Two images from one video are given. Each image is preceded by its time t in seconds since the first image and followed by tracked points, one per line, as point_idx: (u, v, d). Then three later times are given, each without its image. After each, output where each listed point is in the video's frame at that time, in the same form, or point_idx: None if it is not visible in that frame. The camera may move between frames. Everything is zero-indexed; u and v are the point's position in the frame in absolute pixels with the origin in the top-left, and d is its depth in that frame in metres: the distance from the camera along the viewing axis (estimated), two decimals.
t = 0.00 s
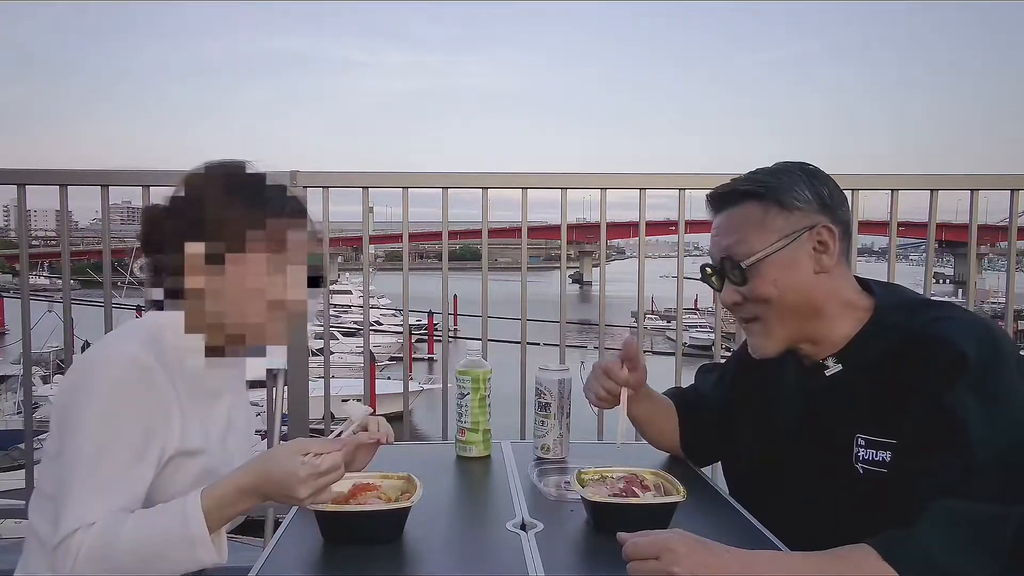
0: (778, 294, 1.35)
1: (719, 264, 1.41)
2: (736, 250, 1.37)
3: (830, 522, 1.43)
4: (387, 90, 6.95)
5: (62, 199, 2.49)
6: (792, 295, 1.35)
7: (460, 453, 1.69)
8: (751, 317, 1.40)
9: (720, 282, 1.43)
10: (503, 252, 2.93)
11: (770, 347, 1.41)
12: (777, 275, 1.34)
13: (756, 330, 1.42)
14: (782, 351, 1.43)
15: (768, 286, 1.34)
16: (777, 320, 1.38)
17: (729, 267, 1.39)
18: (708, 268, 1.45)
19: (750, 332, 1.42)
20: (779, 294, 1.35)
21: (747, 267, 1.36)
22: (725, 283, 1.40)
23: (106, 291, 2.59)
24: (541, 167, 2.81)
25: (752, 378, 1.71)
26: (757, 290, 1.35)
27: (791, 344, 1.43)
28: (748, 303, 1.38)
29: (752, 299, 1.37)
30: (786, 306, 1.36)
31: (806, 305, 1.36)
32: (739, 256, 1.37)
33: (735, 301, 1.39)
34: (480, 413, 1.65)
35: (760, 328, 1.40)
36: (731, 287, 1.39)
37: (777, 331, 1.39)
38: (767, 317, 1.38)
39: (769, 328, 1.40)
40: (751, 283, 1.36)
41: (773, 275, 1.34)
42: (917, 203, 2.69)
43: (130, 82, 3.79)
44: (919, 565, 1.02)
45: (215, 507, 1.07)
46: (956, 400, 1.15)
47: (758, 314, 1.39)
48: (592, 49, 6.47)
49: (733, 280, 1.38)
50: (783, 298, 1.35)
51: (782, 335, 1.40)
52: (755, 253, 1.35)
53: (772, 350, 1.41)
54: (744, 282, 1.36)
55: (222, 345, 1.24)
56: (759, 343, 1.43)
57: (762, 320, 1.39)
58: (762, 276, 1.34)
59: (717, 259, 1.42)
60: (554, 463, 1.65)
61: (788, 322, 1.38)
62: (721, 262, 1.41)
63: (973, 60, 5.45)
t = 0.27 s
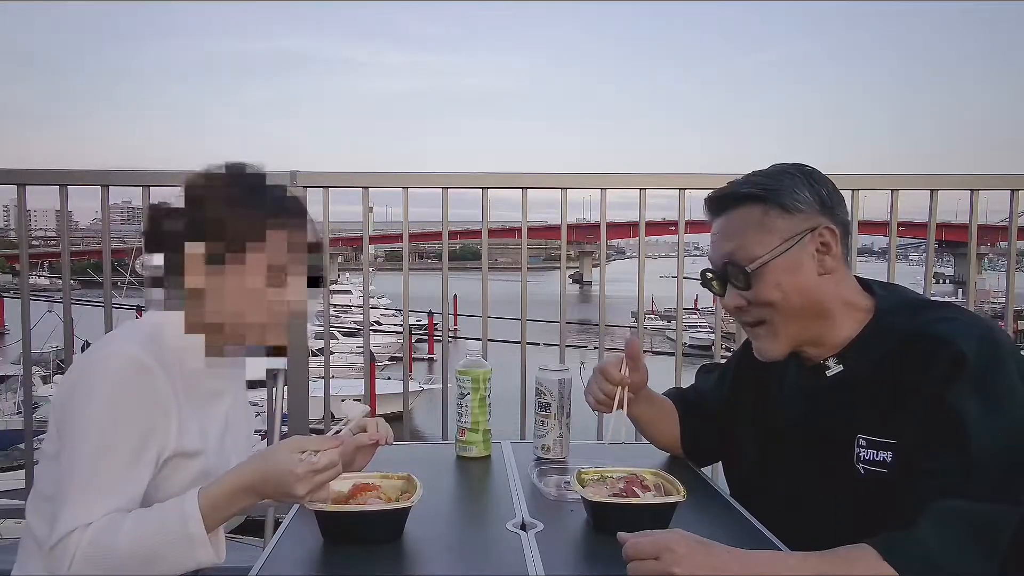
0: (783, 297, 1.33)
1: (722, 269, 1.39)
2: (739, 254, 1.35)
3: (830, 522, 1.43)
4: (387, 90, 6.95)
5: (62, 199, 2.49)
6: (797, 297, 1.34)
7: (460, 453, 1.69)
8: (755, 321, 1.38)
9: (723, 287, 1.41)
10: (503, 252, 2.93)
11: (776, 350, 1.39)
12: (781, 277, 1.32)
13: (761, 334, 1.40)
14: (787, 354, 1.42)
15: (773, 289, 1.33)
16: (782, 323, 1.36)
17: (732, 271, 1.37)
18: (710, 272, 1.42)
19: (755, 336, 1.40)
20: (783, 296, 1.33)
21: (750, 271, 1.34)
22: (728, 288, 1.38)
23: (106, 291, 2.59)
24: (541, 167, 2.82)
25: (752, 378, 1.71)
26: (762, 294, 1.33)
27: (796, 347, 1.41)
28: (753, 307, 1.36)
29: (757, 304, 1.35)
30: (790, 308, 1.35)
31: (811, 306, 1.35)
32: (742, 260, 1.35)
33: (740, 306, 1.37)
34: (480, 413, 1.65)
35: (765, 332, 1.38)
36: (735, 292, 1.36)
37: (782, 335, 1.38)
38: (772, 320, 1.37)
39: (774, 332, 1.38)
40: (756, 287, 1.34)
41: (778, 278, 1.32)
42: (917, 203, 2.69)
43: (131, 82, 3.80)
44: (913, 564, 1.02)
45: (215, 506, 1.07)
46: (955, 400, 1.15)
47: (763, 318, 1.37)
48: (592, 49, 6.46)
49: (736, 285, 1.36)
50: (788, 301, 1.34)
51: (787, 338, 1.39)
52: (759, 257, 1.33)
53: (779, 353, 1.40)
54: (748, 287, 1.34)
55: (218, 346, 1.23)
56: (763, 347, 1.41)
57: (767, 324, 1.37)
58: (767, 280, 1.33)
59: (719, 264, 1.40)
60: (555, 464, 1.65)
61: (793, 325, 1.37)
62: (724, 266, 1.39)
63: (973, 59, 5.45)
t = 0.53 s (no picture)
0: (800, 300, 1.30)
1: (734, 276, 1.33)
2: (754, 259, 1.31)
3: (833, 522, 1.43)
4: (387, 90, 6.96)
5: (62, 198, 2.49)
6: (812, 298, 1.31)
7: (460, 453, 1.69)
8: (771, 327, 1.34)
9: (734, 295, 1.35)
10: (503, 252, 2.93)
11: (791, 355, 1.36)
12: (798, 280, 1.29)
13: (776, 340, 1.36)
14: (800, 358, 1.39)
15: (790, 293, 1.29)
16: (798, 326, 1.33)
17: (746, 278, 1.32)
18: (719, 280, 1.37)
19: (769, 342, 1.36)
20: (800, 299, 1.30)
21: (767, 276, 1.30)
22: (742, 295, 1.32)
23: (106, 291, 2.59)
24: (541, 167, 2.82)
25: (754, 378, 1.71)
26: (781, 298, 1.29)
27: (807, 350, 1.39)
28: (770, 312, 1.32)
29: (774, 309, 1.31)
30: (806, 311, 1.32)
31: (826, 307, 1.33)
32: (757, 265, 1.31)
33: (756, 312, 1.32)
34: (480, 413, 1.65)
35: (780, 338, 1.35)
36: (751, 299, 1.31)
37: (798, 338, 1.34)
38: (788, 325, 1.33)
39: (790, 336, 1.34)
40: (776, 292, 1.29)
41: (795, 281, 1.29)
42: (917, 202, 2.70)
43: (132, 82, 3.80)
44: (912, 563, 1.02)
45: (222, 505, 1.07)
46: (957, 400, 1.15)
47: (780, 323, 1.33)
48: (592, 49, 6.47)
49: (753, 292, 1.31)
50: (804, 303, 1.31)
51: (801, 341, 1.36)
52: (776, 261, 1.29)
53: (794, 358, 1.37)
54: (766, 292, 1.29)
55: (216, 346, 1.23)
56: (778, 353, 1.37)
57: (783, 329, 1.34)
58: (785, 284, 1.29)
59: (730, 271, 1.35)
60: (555, 464, 1.65)
61: (808, 327, 1.34)
62: (736, 273, 1.34)
63: (973, 59, 5.45)
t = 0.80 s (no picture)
0: (801, 302, 1.30)
1: (734, 278, 1.33)
2: (755, 261, 1.31)
3: (834, 523, 1.43)
4: (386, 90, 6.96)
5: (62, 198, 2.49)
6: (813, 300, 1.31)
7: (460, 453, 1.69)
8: (771, 329, 1.34)
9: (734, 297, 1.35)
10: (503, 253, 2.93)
11: (792, 357, 1.36)
12: (799, 282, 1.29)
13: (775, 343, 1.36)
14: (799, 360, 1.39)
15: (792, 295, 1.29)
16: (798, 329, 1.33)
17: (746, 280, 1.31)
18: (719, 282, 1.37)
19: (768, 344, 1.36)
20: (801, 301, 1.30)
21: (767, 278, 1.30)
22: (743, 297, 1.32)
23: (107, 291, 2.59)
24: (541, 167, 2.81)
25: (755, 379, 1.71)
26: (782, 301, 1.29)
27: (807, 351, 1.39)
28: (770, 315, 1.32)
29: (775, 311, 1.31)
30: (807, 313, 1.32)
31: (826, 308, 1.33)
32: (758, 267, 1.30)
33: (756, 315, 1.32)
34: (480, 413, 1.65)
35: (780, 340, 1.35)
36: (752, 301, 1.31)
37: (798, 341, 1.34)
38: (788, 327, 1.33)
39: (790, 339, 1.34)
40: (776, 294, 1.29)
41: (796, 283, 1.29)
42: (917, 202, 2.69)
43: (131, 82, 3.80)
44: (912, 563, 1.02)
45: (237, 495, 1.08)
46: (958, 401, 1.15)
47: (779, 325, 1.33)
48: (592, 48, 6.46)
49: (753, 294, 1.31)
50: (805, 305, 1.31)
51: (802, 343, 1.36)
52: (777, 263, 1.29)
53: (794, 360, 1.37)
54: (767, 295, 1.29)
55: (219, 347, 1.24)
56: (778, 356, 1.37)
57: (784, 331, 1.33)
58: (786, 286, 1.29)
59: (730, 273, 1.34)
60: (555, 464, 1.65)
61: (809, 329, 1.34)
62: (736, 275, 1.33)
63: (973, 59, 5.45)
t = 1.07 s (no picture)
0: (798, 303, 1.31)
1: (732, 278, 1.34)
2: (752, 262, 1.31)
3: (835, 523, 1.43)
4: (386, 91, 6.97)
5: (62, 198, 2.49)
6: (810, 301, 1.32)
7: (460, 453, 1.69)
8: (768, 329, 1.34)
9: (731, 298, 1.36)
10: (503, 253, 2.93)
11: (788, 357, 1.37)
12: (796, 283, 1.30)
13: (773, 343, 1.36)
14: (796, 360, 1.39)
15: (788, 295, 1.30)
16: (794, 329, 1.34)
17: (743, 281, 1.32)
18: (717, 282, 1.37)
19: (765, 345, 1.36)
20: (798, 302, 1.31)
21: (764, 279, 1.30)
22: (740, 298, 1.32)
23: (107, 291, 2.59)
24: (541, 167, 2.81)
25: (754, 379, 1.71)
26: (778, 302, 1.30)
27: (804, 351, 1.39)
28: (766, 316, 1.32)
29: (771, 312, 1.31)
30: (804, 313, 1.32)
31: (823, 308, 1.33)
32: (754, 268, 1.30)
33: (753, 315, 1.32)
34: (480, 413, 1.65)
35: (777, 340, 1.35)
36: (748, 302, 1.31)
37: (794, 341, 1.35)
38: (785, 327, 1.33)
39: (787, 339, 1.35)
40: (772, 295, 1.30)
41: (793, 284, 1.29)
42: (917, 202, 2.69)
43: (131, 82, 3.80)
44: (913, 564, 1.02)
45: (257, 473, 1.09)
46: (958, 401, 1.15)
47: (775, 326, 1.33)
48: (591, 48, 6.46)
49: (749, 295, 1.31)
50: (802, 306, 1.31)
51: (798, 344, 1.36)
52: (774, 264, 1.29)
53: (790, 360, 1.37)
54: (764, 296, 1.30)
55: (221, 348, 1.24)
56: (774, 356, 1.37)
57: (780, 331, 1.34)
58: (783, 287, 1.29)
59: (727, 273, 1.35)
60: (555, 464, 1.65)
61: (806, 329, 1.35)
62: (733, 275, 1.34)
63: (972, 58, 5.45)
